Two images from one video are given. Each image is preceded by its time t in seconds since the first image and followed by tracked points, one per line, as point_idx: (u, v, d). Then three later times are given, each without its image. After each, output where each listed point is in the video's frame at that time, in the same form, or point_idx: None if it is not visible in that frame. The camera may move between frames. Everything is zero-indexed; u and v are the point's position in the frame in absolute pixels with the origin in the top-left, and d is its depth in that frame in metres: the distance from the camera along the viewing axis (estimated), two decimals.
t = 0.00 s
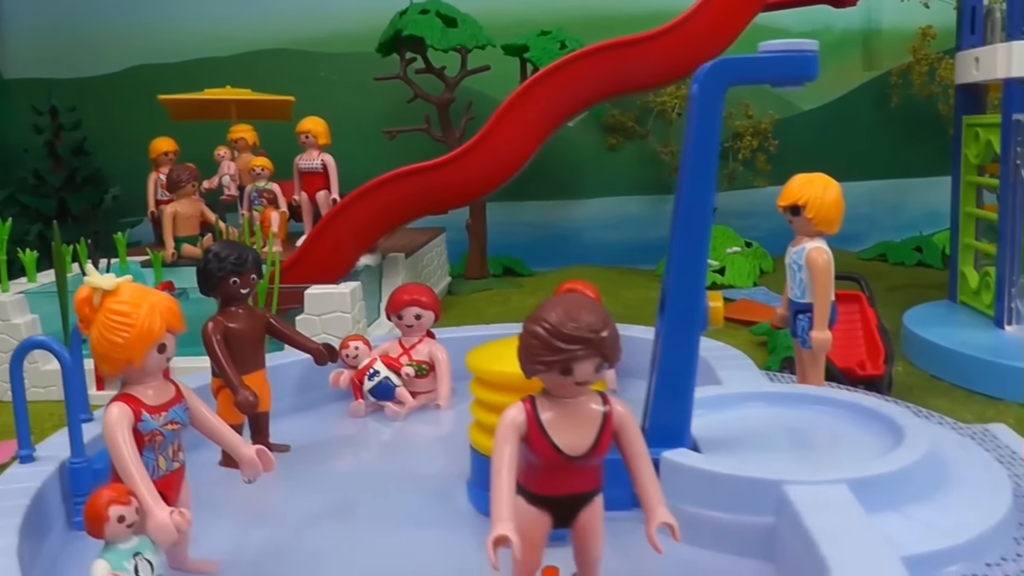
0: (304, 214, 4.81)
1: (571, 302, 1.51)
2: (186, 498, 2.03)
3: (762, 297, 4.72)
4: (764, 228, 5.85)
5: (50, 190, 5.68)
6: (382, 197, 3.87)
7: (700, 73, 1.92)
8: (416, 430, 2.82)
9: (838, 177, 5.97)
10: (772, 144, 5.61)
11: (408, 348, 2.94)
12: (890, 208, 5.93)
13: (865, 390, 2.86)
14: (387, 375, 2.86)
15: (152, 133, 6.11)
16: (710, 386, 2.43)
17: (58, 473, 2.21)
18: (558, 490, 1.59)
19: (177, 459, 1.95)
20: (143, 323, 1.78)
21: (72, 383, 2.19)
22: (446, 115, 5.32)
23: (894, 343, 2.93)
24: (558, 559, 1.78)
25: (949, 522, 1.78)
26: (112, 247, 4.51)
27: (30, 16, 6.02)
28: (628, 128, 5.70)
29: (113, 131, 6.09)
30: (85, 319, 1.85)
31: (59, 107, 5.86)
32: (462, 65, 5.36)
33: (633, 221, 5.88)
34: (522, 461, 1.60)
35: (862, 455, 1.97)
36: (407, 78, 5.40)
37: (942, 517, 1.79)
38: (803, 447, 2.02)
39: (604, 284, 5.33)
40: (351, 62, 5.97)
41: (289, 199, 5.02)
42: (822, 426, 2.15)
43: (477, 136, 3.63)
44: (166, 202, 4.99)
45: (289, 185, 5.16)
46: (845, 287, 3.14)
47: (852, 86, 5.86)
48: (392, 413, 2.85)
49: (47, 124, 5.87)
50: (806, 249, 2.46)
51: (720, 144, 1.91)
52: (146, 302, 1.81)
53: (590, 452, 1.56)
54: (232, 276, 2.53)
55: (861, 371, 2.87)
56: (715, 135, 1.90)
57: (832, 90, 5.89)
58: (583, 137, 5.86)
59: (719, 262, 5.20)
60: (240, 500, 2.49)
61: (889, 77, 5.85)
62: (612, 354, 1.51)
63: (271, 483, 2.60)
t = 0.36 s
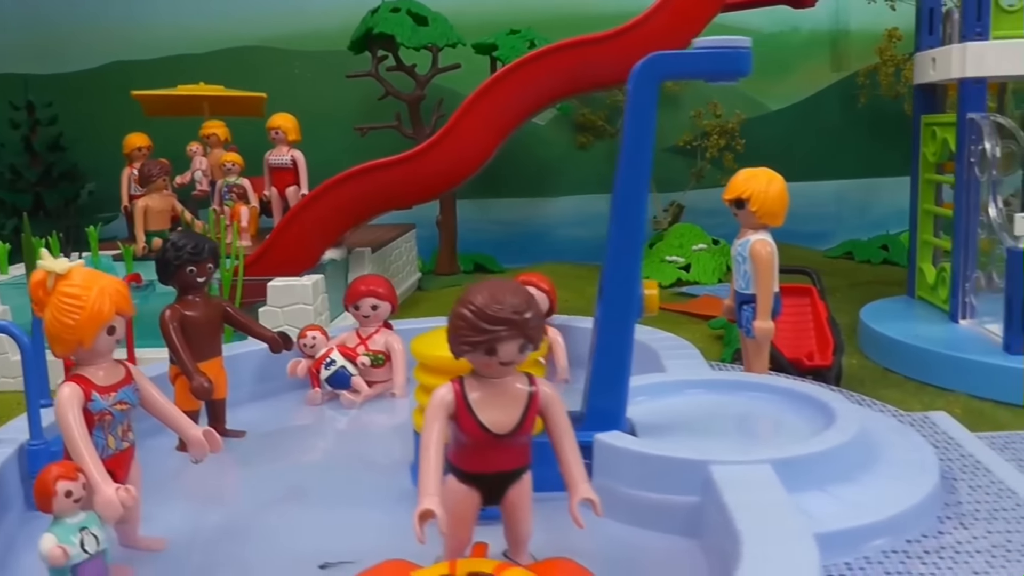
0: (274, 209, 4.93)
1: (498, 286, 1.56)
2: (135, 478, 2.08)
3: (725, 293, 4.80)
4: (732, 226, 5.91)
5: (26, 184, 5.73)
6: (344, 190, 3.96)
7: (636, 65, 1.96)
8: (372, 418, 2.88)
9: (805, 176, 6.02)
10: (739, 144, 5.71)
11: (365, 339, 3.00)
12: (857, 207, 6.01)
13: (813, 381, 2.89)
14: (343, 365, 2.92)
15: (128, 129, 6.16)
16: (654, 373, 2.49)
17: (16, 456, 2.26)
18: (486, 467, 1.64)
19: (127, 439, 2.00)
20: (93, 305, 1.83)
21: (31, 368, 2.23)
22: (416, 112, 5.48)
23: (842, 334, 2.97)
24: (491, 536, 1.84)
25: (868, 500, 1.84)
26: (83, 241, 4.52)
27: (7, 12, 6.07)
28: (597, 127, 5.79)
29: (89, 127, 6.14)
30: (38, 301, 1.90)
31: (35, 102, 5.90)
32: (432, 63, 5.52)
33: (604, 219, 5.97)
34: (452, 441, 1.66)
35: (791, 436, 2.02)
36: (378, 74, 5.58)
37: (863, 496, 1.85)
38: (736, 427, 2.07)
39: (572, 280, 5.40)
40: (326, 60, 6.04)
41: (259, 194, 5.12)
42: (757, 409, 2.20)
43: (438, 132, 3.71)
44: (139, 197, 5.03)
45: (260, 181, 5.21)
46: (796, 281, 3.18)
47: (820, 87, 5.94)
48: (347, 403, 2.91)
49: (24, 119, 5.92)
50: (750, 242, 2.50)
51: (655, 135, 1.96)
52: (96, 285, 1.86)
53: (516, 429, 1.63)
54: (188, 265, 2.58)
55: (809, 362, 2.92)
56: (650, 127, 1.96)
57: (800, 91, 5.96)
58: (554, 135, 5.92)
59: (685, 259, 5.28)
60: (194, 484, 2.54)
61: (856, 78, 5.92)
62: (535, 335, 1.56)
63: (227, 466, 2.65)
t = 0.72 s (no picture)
0: (235, 216, 5.02)
1: (421, 296, 1.64)
2: (80, 481, 2.14)
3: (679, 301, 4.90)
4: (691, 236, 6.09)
5: None
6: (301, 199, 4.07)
7: (563, 85, 2.05)
8: (318, 424, 2.96)
9: (765, 185, 6.13)
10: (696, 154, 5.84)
11: (314, 345, 3.11)
12: (814, 216, 6.11)
13: (750, 388, 2.96)
14: (291, 371, 3.02)
15: (94, 134, 6.20)
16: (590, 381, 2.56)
17: None
18: (410, 471, 1.71)
19: (73, 443, 2.07)
20: (39, 315, 1.89)
21: None
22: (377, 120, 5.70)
23: (778, 342, 3.03)
24: (418, 538, 1.90)
25: (783, 503, 1.87)
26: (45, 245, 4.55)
27: None
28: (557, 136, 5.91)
29: (55, 131, 6.17)
30: None
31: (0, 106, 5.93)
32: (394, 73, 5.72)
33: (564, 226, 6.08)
34: (379, 446, 1.74)
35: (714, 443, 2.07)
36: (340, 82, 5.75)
37: (774, 498, 1.89)
38: (657, 437, 2.11)
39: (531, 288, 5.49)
40: (290, 67, 6.12)
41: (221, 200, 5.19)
42: (685, 418, 2.25)
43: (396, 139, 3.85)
44: (102, 202, 5.09)
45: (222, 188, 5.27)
46: (736, 290, 3.26)
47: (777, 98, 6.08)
48: (295, 408, 3.02)
49: None
50: (684, 253, 2.57)
51: (580, 152, 2.05)
52: (43, 294, 1.93)
53: (437, 435, 1.71)
54: (139, 273, 2.64)
55: (746, 369, 2.98)
56: (575, 145, 2.04)
57: (756, 103, 6.10)
58: (515, 144, 6.01)
59: (641, 267, 5.37)
60: (142, 487, 2.61)
61: (812, 90, 6.05)
62: (454, 345, 1.64)
63: (172, 469, 2.73)
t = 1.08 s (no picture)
0: (200, 219, 5.06)
1: (365, 299, 1.70)
2: (36, 479, 2.18)
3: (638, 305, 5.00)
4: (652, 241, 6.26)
5: None
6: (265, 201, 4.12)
7: (506, 95, 2.12)
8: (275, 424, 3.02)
9: (728, 193, 6.25)
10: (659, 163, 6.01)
11: (272, 347, 3.16)
12: (774, 222, 6.26)
13: (699, 390, 3.02)
14: (249, 372, 3.08)
15: (61, 136, 6.22)
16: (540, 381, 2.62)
17: None
18: (353, 467, 1.76)
19: (30, 440, 2.10)
20: None
21: None
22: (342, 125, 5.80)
23: (729, 345, 3.10)
24: (360, 532, 1.95)
25: (718, 500, 1.91)
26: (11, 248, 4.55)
27: None
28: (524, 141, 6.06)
29: (21, 133, 6.18)
30: None
31: None
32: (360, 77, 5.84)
33: (529, 232, 6.21)
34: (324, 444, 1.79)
35: (654, 442, 2.11)
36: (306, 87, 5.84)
37: (709, 494, 1.94)
38: (597, 436, 2.14)
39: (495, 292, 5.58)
40: (256, 71, 6.17)
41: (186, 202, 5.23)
42: (628, 417, 2.29)
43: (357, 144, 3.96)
44: (68, 204, 5.11)
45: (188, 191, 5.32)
46: (688, 294, 3.32)
47: (738, 106, 6.20)
48: (253, 409, 3.08)
49: None
50: (631, 258, 2.63)
51: (524, 159, 2.11)
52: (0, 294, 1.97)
53: (380, 431, 1.76)
54: (99, 275, 2.68)
55: (696, 370, 3.04)
56: (518, 152, 2.09)
57: (717, 111, 6.22)
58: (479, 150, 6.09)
59: (602, 271, 5.45)
60: (101, 485, 2.65)
61: (772, 99, 6.18)
62: (394, 345, 1.70)
63: (130, 467, 2.77)
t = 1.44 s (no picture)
0: (161, 223, 5.12)
1: (298, 304, 1.77)
2: None
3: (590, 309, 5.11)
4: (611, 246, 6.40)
5: None
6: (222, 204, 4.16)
7: (441, 108, 2.19)
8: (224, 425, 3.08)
9: (686, 201, 6.40)
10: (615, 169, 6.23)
11: (223, 350, 3.22)
12: (731, 229, 6.39)
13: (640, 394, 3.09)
14: (200, 375, 3.14)
15: (22, 139, 6.25)
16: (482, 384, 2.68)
17: None
18: (286, 467, 1.82)
19: None
20: None
21: None
22: (302, 130, 5.90)
23: (671, 350, 3.17)
24: (295, 531, 2.01)
25: (643, 499, 1.98)
26: None
27: None
28: (482, 148, 6.25)
29: None
30: None
31: None
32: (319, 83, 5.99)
33: (487, 236, 6.36)
34: (258, 445, 1.85)
35: (584, 443, 2.16)
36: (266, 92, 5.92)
37: (634, 493, 2.00)
38: (529, 438, 2.20)
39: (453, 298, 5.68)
40: (218, 76, 6.23)
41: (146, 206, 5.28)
42: (562, 420, 2.36)
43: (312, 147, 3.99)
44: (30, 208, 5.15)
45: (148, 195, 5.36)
46: (632, 299, 3.39)
47: (695, 113, 6.35)
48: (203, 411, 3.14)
49: None
50: (571, 264, 2.70)
51: (459, 169, 2.18)
52: None
53: (312, 432, 1.82)
54: (51, 279, 2.73)
55: (637, 375, 3.11)
56: (454, 162, 2.16)
57: (676, 117, 6.37)
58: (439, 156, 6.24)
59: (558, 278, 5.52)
60: (52, 484, 2.71)
61: (728, 108, 6.33)
62: (325, 349, 1.77)
63: (80, 467, 2.83)
